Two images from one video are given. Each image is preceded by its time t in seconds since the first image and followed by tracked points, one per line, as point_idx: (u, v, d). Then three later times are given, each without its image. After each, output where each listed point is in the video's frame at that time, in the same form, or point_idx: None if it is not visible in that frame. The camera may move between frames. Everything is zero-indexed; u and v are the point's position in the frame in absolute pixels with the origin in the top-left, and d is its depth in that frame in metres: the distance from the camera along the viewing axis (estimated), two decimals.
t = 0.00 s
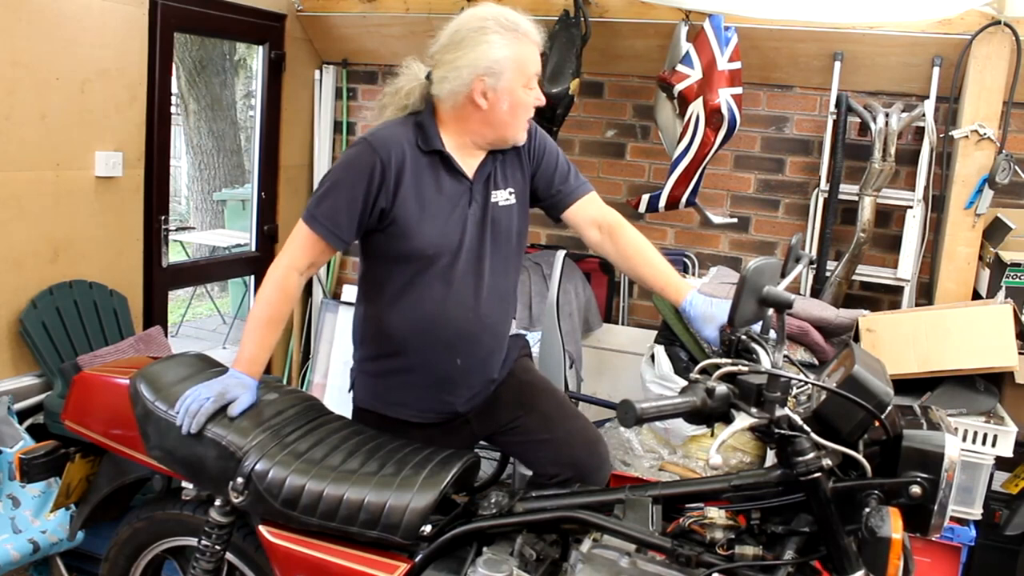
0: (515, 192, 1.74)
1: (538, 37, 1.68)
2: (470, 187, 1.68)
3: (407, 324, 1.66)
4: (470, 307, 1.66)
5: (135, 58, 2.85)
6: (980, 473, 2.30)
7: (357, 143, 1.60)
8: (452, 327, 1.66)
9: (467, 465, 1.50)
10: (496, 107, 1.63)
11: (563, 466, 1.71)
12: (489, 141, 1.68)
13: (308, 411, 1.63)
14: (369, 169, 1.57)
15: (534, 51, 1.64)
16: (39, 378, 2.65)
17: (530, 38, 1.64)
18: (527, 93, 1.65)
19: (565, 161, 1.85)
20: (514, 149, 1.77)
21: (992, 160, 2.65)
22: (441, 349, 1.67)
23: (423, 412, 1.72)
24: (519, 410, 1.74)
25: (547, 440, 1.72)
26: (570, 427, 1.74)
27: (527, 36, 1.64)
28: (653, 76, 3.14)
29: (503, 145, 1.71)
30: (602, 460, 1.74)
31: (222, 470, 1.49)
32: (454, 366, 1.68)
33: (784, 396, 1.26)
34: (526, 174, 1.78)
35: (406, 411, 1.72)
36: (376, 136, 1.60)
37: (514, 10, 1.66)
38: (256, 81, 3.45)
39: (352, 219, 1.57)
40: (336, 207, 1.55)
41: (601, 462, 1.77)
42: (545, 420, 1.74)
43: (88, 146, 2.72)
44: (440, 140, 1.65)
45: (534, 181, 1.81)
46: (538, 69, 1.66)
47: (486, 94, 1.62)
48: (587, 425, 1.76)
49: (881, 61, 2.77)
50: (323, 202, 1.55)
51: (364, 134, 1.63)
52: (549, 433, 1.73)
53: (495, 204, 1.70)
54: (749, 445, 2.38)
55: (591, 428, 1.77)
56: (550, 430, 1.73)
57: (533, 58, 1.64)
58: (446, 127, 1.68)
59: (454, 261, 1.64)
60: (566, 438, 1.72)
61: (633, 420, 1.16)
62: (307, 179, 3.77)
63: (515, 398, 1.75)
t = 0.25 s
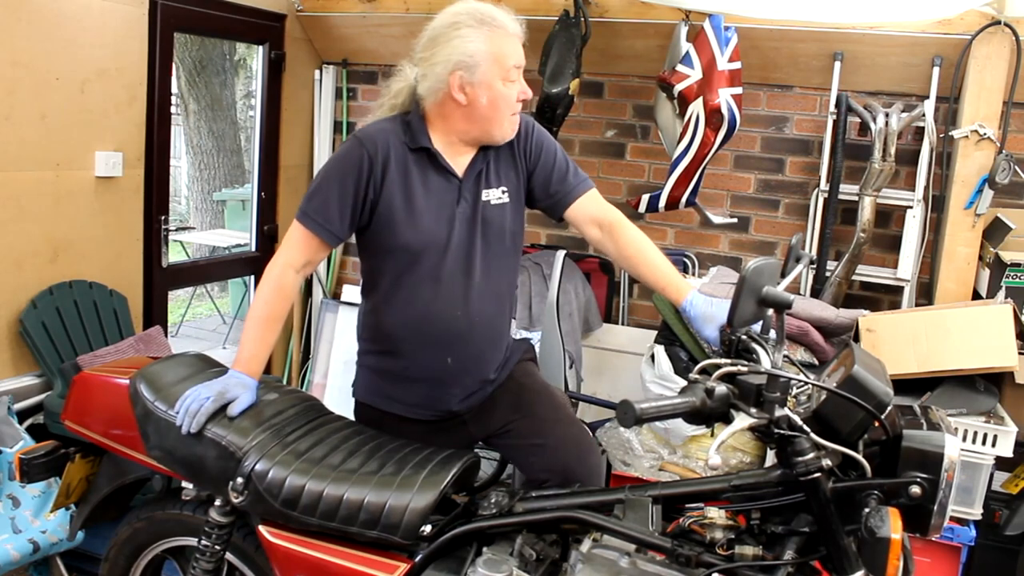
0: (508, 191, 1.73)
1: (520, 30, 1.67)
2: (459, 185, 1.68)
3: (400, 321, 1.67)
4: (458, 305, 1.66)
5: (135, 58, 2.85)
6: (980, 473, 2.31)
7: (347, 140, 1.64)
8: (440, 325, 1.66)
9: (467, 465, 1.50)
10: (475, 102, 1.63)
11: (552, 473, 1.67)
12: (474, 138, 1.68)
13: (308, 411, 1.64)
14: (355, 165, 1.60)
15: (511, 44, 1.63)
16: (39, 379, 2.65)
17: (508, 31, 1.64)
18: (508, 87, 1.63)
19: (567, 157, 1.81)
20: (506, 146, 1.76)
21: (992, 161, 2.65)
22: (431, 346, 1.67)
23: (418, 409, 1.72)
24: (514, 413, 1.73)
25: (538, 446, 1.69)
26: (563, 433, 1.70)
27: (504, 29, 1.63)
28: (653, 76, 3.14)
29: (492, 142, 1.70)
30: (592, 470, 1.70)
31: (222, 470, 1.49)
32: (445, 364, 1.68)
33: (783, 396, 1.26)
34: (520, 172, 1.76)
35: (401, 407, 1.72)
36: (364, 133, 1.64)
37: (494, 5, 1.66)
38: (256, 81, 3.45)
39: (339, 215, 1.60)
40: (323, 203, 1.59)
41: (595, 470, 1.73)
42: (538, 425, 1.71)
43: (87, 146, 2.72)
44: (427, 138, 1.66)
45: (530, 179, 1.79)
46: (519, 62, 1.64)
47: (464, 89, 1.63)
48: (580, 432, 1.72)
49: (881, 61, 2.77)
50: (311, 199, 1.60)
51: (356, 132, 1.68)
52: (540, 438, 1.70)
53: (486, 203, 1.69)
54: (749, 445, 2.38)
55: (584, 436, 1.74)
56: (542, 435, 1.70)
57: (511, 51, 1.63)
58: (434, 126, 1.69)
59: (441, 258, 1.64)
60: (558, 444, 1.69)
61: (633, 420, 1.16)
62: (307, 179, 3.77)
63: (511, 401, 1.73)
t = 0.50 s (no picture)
0: (501, 191, 1.71)
1: (503, 30, 1.67)
2: (449, 185, 1.68)
3: (394, 319, 1.68)
4: (446, 304, 1.66)
5: (135, 58, 2.85)
6: (980, 473, 2.31)
7: (342, 138, 1.67)
8: (430, 323, 1.66)
9: (467, 465, 1.50)
10: (459, 104, 1.63)
11: (536, 478, 1.66)
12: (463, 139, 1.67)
13: (308, 411, 1.64)
14: (346, 163, 1.63)
15: (492, 44, 1.62)
16: (39, 379, 2.65)
17: (490, 31, 1.63)
18: (492, 88, 1.62)
19: (569, 156, 1.77)
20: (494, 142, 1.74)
21: (992, 160, 2.65)
22: (422, 344, 1.68)
23: (412, 405, 1.73)
24: (503, 415, 1.71)
25: (524, 449, 1.68)
26: (549, 437, 1.68)
27: (486, 29, 1.63)
28: (653, 77, 3.14)
29: (481, 141, 1.68)
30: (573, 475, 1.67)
31: (222, 470, 1.49)
32: (434, 362, 1.69)
33: (783, 397, 1.26)
34: (514, 172, 1.73)
35: (397, 402, 1.74)
36: (357, 132, 1.66)
37: (478, 6, 1.66)
38: (256, 81, 3.45)
39: (331, 213, 1.62)
40: (315, 201, 1.61)
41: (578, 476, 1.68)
42: (524, 428, 1.69)
43: (87, 146, 2.72)
44: (418, 137, 1.67)
45: (526, 180, 1.76)
46: (502, 62, 1.63)
47: (447, 91, 1.63)
48: (567, 438, 1.70)
49: (881, 61, 2.77)
50: (305, 196, 1.63)
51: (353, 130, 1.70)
52: (526, 441, 1.68)
53: (477, 203, 1.68)
54: (749, 445, 2.38)
55: (569, 441, 1.70)
56: (527, 439, 1.68)
57: (493, 51, 1.62)
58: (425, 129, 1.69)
59: (428, 257, 1.65)
60: (542, 448, 1.67)
61: (632, 420, 1.16)
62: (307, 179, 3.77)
63: (502, 402, 1.72)
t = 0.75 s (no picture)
0: (497, 192, 1.70)
1: (489, 30, 1.65)
2: (444, 185, 1.67)
3: (391, 318, 1.68)
4: (440, 304, 1.66)
5: (135, 58, 2.85)
6: (980, 473, 2.31)
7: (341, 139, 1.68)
8: (425, 323, 1.66)
9: (467, 465, 1.50)
10: (443, 104, 1.62)
11: (536, 479, 1.66)
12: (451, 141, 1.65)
13: (307, 411, 1.64)
14: (342, 164, 1.64)
15: (473, 45, 1.61)
16: (39, 379, 2.65)
17: (473, 31, 1.62)
18: (475, 89, 1.61)
19: (570, 157, 1.75)
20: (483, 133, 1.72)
21: (992, 161, 2.65)
22: (418, 344, 1.68)
23: (409, 403, 1.73)
24: (503, 417, 1.72)
25: (523, 451, 1.68)
26: (549, 438, 1.69)
27: (468, 29, 1.62)
28: (653, 76, 3.14)
29: (475, 143, 1.67)
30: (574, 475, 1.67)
31: (222, 470, 1.49)
32: (430, 362, 1.69)
33: (783, 396, 1.26)
34: (511, 173, 1.72)
35: (394, 399, 1.74)
36: (354, 132, 1.67)
37: (463, 7, 1.65)
38: (256, 81, 3.45)
39: (327, 214, 1.63)
40: (312, 201, 1.62)
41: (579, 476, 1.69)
42: (523, 430, 1.70)
43: (87, 146, 2.72)
44: (412, 138, 1.67)
45: (524, 181, 1.74)
46: (486, 63, 1.61)
47: (432, 91, 1.63)
48: (567, 440, 1.70)
49: (881, 61, 2.77)
50: (302, 197, 1.64)
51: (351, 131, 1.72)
52: (525, 443, 1.69)
53: (472, 204, 1.66)
54: (749, 445, 2.38)
55: (568, 441, 1.71)
56: (526, 441, 1.69)
57: (475, 51, 1.60)
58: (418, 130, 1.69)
59: (422, 258, 1.65)
60: (542, 449, 1.67)
61: (632, 420, 1.16)
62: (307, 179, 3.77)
63: (502, 404, 1.72)
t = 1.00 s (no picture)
0: (497, 192, 1.69)
1: (482, 30, 1.65)
2: (444, 185, 1.66)
3: (391, 318, 1.68)
4: (441, 304, 1.66)
5: (135, 58, 2.85)
6: (980, 473, 2.31)
7: (342, 139, 1.68)
8: (426, 323, 1.66)
9: (467, 465, 1.50)
10: (435, 103, 1.62)
11: (541, 479, 1.67)
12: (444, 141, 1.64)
13: (307, 411, 1.64)
14: (342, 165, 1.64)
15: (462, 44, 1.61)
16: (39, 379, 2.65)
17: (465, 31, 1.62)
18: (467, 88, 1.60)
19: (569, 156, 1.75)
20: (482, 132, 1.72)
21: (992, 161, 2.65)
22: (419, 343, 1.68)
23: (410, 403, 1.73)
24: (506, 417, 1.72)
25: (528, 450, 1.69)
26: (554, 437, 1.70)
27: (460, 29, 1.62)
28: (653, 76, 3.14)
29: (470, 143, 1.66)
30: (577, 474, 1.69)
31: (222, 470, 1.49)
32: (431, 361, 1.69)
33: (783, 396, 1.26)
34: (511, 172, 1.72)
35: (395, 399, 1.74)
36: (354, 133, 1.68)
37: (457, 7, 1.65)
38: (256, 81, 3.45)
39: (329, 214, 1.63)
40: (313, 201, 1.62)
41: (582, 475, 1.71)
42: (528, 430, 1.70)
43: (87, 146, 2.72)
44: (412, 138, 1.67)
45: (524, 181, 1.74)
46: (476, 63, 1.61)
47: (425, 90, 1.62)
48: (572, 440, 1.71)
49: (881, 61, 2.77)
50: (303, 198, 1.64)
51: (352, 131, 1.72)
52: (530, 442, 1.69)
53: (472, 204, 1.66)
54: (749, 445, 2.38)
55: (575, 442, 1.72)
56: (532, 439, 1.69)
57: (465, 51, 1.60)
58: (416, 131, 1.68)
59: (422, 258, 1.65)
60: (547, 448, 1.68)
61: (632, 420, 1.16)
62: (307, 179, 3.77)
63: (504, 404, 1.73)
